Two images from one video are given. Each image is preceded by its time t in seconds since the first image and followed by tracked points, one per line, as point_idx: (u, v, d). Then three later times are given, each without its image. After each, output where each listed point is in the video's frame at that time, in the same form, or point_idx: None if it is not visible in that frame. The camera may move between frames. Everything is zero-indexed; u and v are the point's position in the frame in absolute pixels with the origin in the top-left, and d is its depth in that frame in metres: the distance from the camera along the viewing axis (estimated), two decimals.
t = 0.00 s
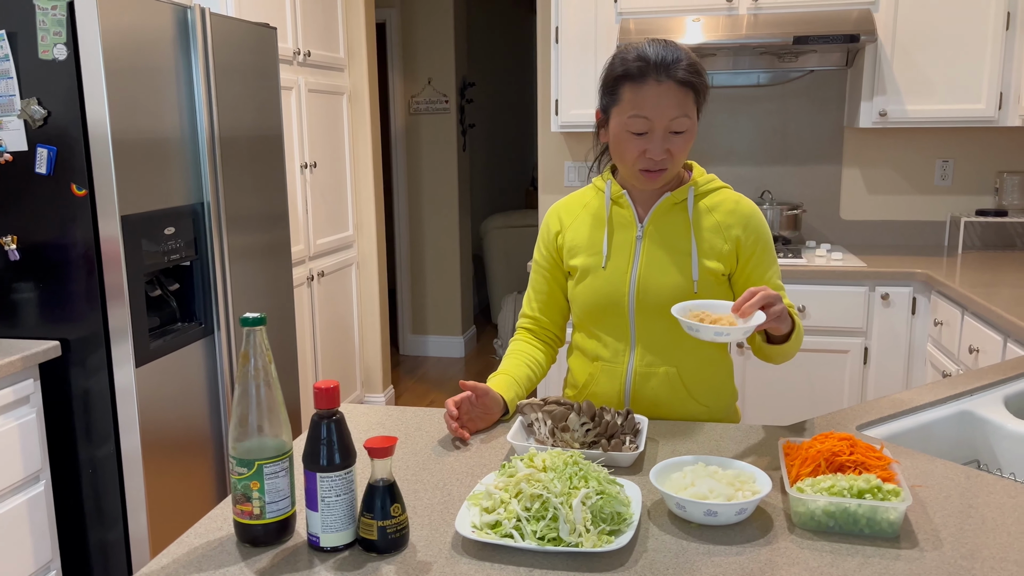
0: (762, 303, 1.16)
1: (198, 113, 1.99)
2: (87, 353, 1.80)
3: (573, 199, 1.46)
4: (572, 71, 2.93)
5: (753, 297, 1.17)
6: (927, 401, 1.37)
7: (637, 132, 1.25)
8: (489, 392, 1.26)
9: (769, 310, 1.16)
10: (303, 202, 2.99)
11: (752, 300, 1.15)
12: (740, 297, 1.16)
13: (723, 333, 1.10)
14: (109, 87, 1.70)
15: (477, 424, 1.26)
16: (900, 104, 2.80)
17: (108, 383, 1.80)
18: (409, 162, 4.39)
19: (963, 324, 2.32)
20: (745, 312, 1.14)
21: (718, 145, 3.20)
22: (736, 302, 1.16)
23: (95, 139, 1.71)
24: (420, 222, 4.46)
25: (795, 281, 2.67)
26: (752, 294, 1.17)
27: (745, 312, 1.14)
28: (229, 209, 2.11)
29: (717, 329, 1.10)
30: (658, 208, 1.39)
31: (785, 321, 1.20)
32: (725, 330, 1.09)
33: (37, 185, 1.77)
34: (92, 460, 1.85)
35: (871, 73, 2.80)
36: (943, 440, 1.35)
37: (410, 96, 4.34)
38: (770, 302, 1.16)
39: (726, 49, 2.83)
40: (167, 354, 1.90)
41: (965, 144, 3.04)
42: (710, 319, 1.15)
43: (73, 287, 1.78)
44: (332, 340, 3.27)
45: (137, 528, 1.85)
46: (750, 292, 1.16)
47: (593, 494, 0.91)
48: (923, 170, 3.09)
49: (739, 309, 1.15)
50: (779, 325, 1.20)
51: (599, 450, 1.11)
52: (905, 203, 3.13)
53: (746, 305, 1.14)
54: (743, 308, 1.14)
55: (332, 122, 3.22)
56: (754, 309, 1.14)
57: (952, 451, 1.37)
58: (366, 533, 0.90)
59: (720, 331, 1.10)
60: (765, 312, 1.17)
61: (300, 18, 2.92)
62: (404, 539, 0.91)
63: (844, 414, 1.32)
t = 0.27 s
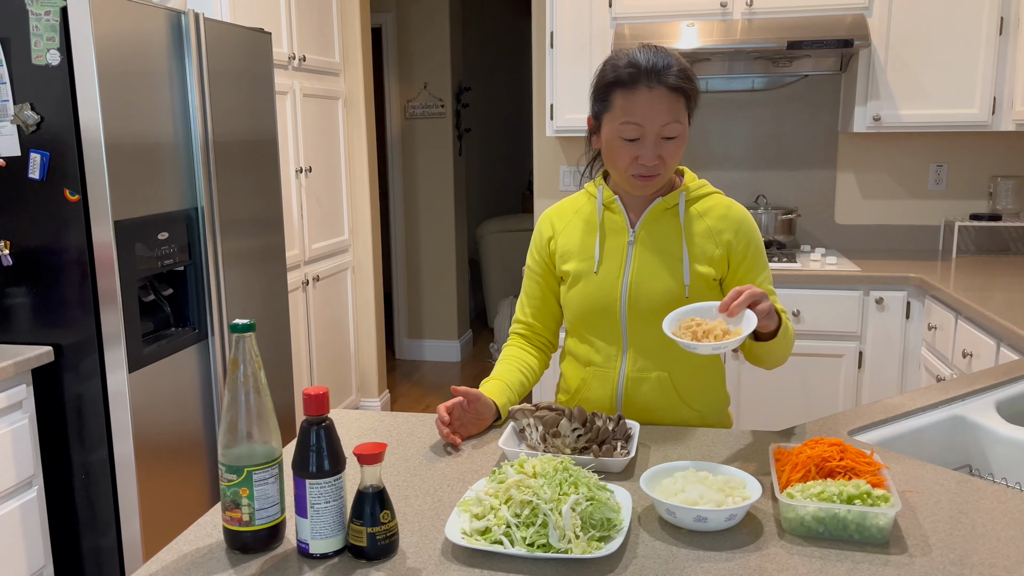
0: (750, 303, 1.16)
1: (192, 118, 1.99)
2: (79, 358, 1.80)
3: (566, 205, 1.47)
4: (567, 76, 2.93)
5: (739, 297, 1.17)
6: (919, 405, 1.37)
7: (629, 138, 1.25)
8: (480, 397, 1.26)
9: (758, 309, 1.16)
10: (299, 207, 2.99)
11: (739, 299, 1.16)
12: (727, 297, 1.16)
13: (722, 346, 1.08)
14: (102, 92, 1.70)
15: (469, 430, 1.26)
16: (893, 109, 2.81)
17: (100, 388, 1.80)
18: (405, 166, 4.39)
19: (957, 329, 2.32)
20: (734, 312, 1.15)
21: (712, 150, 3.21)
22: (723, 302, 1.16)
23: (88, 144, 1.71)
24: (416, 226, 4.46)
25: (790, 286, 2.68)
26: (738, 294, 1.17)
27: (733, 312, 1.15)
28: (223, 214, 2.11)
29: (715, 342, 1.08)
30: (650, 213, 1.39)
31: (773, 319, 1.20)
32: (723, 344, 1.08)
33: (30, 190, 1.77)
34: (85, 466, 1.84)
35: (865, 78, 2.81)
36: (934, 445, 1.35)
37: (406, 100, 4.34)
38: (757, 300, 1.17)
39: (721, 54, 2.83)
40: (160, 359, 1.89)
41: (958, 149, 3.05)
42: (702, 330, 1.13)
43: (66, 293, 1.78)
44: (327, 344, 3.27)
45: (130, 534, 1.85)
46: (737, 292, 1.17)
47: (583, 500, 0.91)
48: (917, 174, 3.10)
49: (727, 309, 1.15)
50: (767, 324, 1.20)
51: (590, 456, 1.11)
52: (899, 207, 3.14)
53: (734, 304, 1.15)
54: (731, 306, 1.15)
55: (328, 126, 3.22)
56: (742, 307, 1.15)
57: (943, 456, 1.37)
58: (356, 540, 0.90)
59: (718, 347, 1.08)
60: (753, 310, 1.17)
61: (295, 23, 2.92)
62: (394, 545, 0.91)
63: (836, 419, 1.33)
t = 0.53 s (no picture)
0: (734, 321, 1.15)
1: (186, 123, 1.99)
2: (73, 363, 1.80)
3: (559, 210, 1.47)
4: (562, 80, 2.94)
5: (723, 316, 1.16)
6: (911, 410, 1.37)
7: (620, 145, 1.25)
8: (473, 403, 1.26)
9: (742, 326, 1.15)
10: (294, 211, 2.99)
11: (722, 318, 1.14)
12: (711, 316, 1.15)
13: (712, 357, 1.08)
14: (96, 97, 1.70)
15: (462, 435, 1.26)
16: (888, 113, 2.82)
17: (94, 393, 1.80)
18: (401, 170, 4.40)
19: (950, 332, 2.33)
20: (719, 330, 1.13)
21: (707, 154, 3.21)
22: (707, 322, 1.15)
23: (81, 148, 1.71)
24: (412, 230, 4.46)
25: (784, 290, 2.68)
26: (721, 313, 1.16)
27: (718, 331, 1.13)
28: (217, 218, 2.11)
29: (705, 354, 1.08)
30: (643, 219, 1.39)
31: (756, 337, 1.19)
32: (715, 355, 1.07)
33: (23, 195, 1.77)
34: (78, 470, 1.84)
35: (859, 83, 2.82)
36: (926, 450, 1.35)
37: (402, 104, 4.35)
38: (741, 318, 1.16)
39: (715, 58, 2.84)
40: (154, 364, 1.89)
41: (953, 153, 3.06)
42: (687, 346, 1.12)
43: (60, 297, 1.78)
44: (323, 348, 3.26)
45: (123, 540, 1.84)
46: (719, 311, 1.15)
47: (574, 505, 0.91)
48: (912, 178, 3.10)
49: (712, 328, 1.14)
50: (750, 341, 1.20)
51: (581, 461, 1.11)
52: (893, 211, 3.14)
53: (719, 322, 1.13)
54: (716, 325, 1.13)
55: (323, 131, 3.22)
56: (727, 325, 1.13)
57: (936, 461, 1.37)
58: (346, 546, 0.89)
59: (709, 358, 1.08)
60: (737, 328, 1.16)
61: (290, 27, 2.93)
62: (385, 550, 0.91)
63: (828, 424, 1.33)
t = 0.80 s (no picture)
0: (730, 386, 1.17)
1: (182, 127, 1.99)
2: (68, 367, 1.80)
3: (554, 213, 1.47)
4: (558, 84, 2.94)
5: (720, 378, 1.18)
6: (905, 412, 1.37)
7: (609, 151, 1.26)
8: (469, 406, 1.26)
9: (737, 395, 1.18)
10: (290, 215, 2.99)
11: (719, 382, 1.17)
12: (708, 377, 1.17)
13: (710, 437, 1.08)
14: (91, 100, 1.70)
15: (457, 438, 1.26)
16: (882, 117, 2.83)
17: (89, 397, 1.79)
18: (397, 174, 4.40)
19: (945, 336, 2.33)
20: (713, 394, 1.16)
21: (703, 157, 3.22)
22: (704, 383, 1.17)
23: (77, 152, 1.71)
24: (408, 234, 4.46)
25: (780, 293, 2.69)
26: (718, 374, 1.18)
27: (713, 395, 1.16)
28: (213, 222, 2.11)
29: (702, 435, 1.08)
30: (637, 223, 1.40)
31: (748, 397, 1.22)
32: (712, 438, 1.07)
33: (18, 198, 1.77)
34: (73, 474, 1.84)
35: (854, 87, 2.83)
36: (920, 452, 1.36)
37: (398, 108, 4.35)
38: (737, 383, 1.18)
39: (711, 63, 2.85)
40: (150, 368, 1.89)
41: (947, 156, 3.07)
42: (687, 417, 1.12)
43: (55, 301, 1.78)
44: (319, 352, 3.26)
45: (118, 544, 1.84)
46: (716, 370, 1.18)
47: (567, 508, 0.91)
48: (906, 182, 3.12)
49: (707, 391, 1.16)
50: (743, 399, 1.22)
51: (575, 464, 1.11)
52: (888, 215, 3.15)
53: (715, 387, 1.16)
54: (711, 390, 1.16)
55: (319, 134, 3.22)
56: (722, 391, 1.16)
57: (930, 463, 1.37)
58: (341, 549, 0.90)
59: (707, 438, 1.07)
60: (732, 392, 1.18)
61: (286, 31, 2.93)
62: (379, 553, 0.91)
63: (822, 427, 1.33)
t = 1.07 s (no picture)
0: (726, 413, 1.19)
1: (178, 131, 2.00)
2: (63, 371, 1.79)
3: (549, 216, 1.47)
4: (554, 88, 2.95)
5: (714, 406, 1.20)
6: (899, 415, 1.38)
7: (598, 156, 1.27)
8: (464, 409, 1.26)
9: (734, 421, 1.19)
10: (285, 219, 2.99)
11: (713, 410, 1.19)
12: (701, 406, 1.19)
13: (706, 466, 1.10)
14: (86, 104, 1.70)
15: (452, 442, 1.26)
16: (876, 121, 2.84)
17: (84, 401, 1.79)
18: (393, 177, 4.40)
19: (939, 339, 2.34)
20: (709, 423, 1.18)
21: (698, 161, 3.23)
22: (698, 411, 1.19)
23: (72, 156, 1.71)
24: (404, 238, 4.46)
25: (775, 296, 2.69)
26: (711, 402, 1.20)
27: (708, 423, 1.18)
28: (209, 226, 2.11)
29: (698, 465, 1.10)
30: (633, 227, 1.40)
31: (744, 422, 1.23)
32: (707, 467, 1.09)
33: (13, 202, 1.76)
34: (68, 479, 1.83)
35: (848, 91, 2.84)
36: (914, 455, 1.36)
37: (394, 112, 4.36)
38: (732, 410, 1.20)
39: (706, 67, 2.86)
40: (145, 372, 1.89)
41: (941, 160, 3.09)
42: (685, 446, 1.14)
43: (49, 305, 1.77)
44: (314, 355, 3.26)
45: (113, 548, 1.83)
46: (709, 399, 1.20)
47: (562, 511, 0.91)
48: (901, 186, 3.13)
49: (702, 420, 1.18)
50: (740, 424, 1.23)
51: (570, 467, 1.11)
52: (883, 218, 3.17)
53: (709, 416, 1.18)
54: (706, 419, 1.18)
55: (315, 138, 3.22)
56: (717, 419, 1.18)
57: (923, 466, 1.38)
58: (335, 552, 0.90)
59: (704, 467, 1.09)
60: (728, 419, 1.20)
61: (282, 35, 2.93)
62: (374, 556, 0.91)
63: (816, 429, 1.33)
